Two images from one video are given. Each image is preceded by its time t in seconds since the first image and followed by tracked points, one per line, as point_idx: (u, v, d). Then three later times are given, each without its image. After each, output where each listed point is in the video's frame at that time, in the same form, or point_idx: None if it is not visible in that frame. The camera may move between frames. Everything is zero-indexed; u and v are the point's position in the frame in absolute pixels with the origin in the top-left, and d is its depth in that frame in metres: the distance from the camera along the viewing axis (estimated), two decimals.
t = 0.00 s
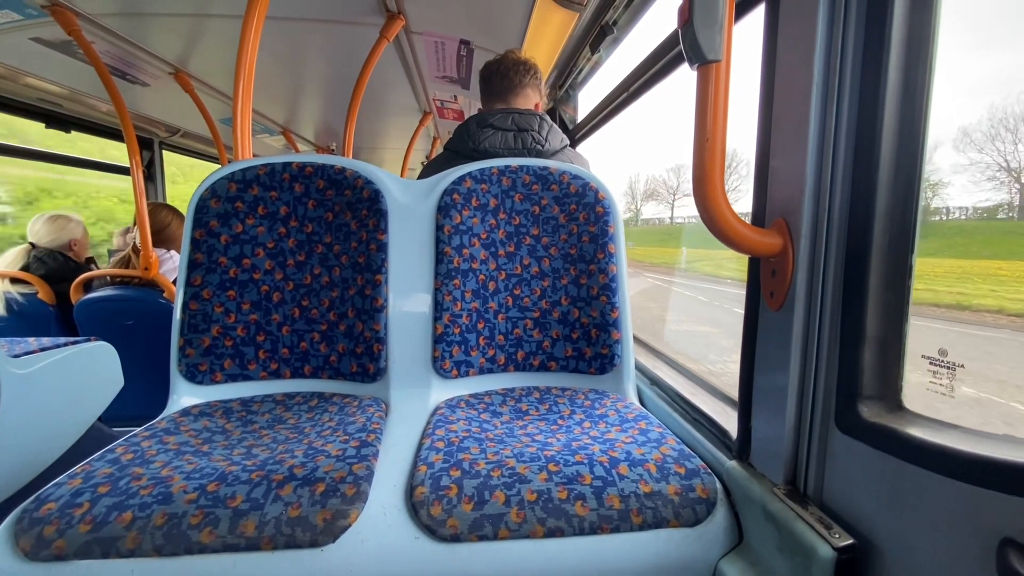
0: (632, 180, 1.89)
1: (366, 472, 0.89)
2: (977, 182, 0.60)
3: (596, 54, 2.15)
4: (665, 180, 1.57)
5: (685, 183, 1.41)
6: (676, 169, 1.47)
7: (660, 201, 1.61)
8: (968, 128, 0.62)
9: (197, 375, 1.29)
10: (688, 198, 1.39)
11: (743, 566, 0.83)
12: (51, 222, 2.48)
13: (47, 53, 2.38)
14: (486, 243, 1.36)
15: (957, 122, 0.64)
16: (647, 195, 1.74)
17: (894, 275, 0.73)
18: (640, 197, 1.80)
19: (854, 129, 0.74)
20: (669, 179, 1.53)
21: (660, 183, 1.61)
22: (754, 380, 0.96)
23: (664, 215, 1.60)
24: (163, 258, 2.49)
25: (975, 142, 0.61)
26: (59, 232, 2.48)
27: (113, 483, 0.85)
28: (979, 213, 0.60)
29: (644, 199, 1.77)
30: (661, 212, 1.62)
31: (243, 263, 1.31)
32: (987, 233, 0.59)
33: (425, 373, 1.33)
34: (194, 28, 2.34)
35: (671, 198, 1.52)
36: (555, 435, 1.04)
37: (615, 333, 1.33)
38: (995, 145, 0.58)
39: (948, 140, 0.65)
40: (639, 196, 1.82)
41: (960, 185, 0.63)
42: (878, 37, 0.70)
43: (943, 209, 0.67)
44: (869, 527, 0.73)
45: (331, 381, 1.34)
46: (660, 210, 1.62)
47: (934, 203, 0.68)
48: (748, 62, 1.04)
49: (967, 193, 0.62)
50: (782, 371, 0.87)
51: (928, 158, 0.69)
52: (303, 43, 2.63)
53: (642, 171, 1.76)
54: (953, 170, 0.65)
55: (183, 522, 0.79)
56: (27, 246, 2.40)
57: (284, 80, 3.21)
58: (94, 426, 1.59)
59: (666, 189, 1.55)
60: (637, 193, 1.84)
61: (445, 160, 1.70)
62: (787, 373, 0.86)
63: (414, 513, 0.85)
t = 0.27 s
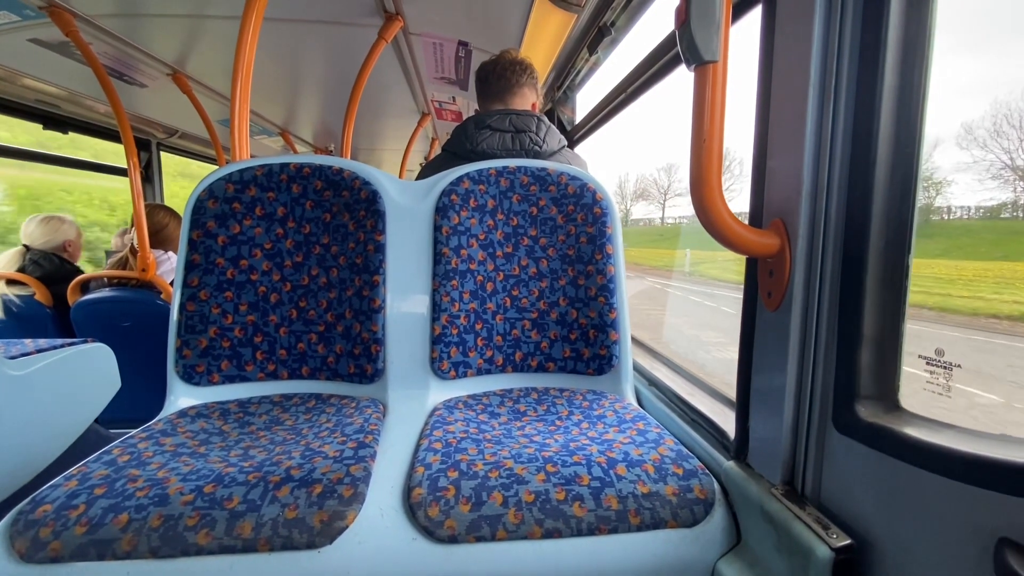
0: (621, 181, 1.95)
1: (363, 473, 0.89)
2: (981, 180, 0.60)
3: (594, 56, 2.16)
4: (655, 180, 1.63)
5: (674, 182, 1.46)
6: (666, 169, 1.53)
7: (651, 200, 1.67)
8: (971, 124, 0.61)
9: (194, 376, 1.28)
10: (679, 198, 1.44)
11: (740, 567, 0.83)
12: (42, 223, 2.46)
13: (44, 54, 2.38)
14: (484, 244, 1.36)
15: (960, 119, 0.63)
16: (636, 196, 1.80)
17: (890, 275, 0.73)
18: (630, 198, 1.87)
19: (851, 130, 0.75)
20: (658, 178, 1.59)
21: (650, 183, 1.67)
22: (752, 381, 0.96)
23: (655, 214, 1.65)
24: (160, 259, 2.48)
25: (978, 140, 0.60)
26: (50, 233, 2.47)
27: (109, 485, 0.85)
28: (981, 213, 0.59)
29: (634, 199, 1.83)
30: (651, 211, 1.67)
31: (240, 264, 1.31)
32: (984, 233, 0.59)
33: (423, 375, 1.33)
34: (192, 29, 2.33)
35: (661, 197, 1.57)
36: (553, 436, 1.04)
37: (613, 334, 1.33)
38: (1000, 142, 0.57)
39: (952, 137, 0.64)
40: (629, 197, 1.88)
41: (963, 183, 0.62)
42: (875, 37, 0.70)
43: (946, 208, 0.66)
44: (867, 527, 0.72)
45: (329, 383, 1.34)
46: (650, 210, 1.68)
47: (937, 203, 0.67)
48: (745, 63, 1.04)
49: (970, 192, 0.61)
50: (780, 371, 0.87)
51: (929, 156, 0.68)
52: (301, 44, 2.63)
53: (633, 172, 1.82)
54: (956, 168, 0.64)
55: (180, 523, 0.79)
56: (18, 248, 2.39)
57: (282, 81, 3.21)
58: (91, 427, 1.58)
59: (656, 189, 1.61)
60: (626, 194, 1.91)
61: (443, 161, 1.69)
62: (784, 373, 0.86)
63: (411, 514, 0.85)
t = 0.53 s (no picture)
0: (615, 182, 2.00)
1: (363, 475, 0.89)
2: (994, 177, 0.57)
3: (594, 58, 2.16)
4: (650, 179, 1.67)
5: (670, 181, 1.49)
6: (661, 168, 1.56)
7: (645, 200, 1.70)
8: (984, 120, 0.59)
9: (193, 378, 1.28)
10: (676, 197, 1.46)
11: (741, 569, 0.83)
12: (39, 224, 2.46)
13: (44, 56, 2.38)
14: (484, 246, 1.36)
15: (971, 115, 0.61)
16: (630, 195, 1.84)
17: (891, 277, 0.73)
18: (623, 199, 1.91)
19: (851, 132, 0.75)
20: (653, 177, 1.62)
21: (645, 183, 1.71)
22: (752, 383, 0.96)
23: (650, 215, 1.68)
24: (160, 260, 2.48)
25: (991, 136, 0.58)
26: (48, 234, 2.47)
27: (108, 487, 0.85)
28: (995, 212, 0.57)
29: (628, 199, 1.86)
30: (645, 211, 1.71)
31: (240, 265, 1.31)
32: (985, 235, 0.59)
33: (423, 377, 1.33)
34: (192, 31, 2.33)
35: (657, 195, 1.60)
36: (553, 438, 1.03)
37: (613, 336, 1.33)
38: (1015, 138, 0.55)
39: (963, 132, 0.62)
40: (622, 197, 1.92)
41: (976, 181, 0.60)
42: (875, 39, 0.70)
43: (958, 208, 0.63)
44: (868, 530, 0.72)
45: (328, 384, 1.34)
46: (645, 209, 1.71)
47: (949, 202, 0.65)
48: (745, 66, 1.04)
49: (983, 190, 0.59)
50: (780, 373, 0.87)
51: (940, 154, 0.66)
52: (301, 46, 2.63)
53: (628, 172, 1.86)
54: (968, 166, 0.62)
55: (179, 526, 0.79)
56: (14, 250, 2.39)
57: (283, 83, 3.21)
58: (91, 429, 1.58)
59: (652, 188, 1.64)
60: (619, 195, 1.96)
61: (442, 163, 1.69)
62: (784, 376, 0.86)
63: (411, 516, 0.84)
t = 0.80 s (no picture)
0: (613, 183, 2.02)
1: (359, 477, 0.88)
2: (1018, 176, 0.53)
3: (593, 60, 2.16)
4: (649, 178, 1.67)
5: (669, 180, 1.49)
6: (660, 166, 1.57)
7: (644, 199, 1.71)
8: (1004, 114, 0.55)
9: (191, 379, 1.28)
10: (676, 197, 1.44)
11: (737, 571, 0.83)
12: (40, 224, 2.45)
13: (44, 56, 2.38)
14: (483, 247, 1.36)
15: (991, 107, 0.57)
16: (627, 195, 1.85)
17: (887, 279, 0.73)
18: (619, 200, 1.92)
19: (848, 134, 0.75)
20: (653, 176, 1.63)
21: (643, 182, 1.72)
22: (749, 385, 0.96)
23: (648, 214, 1.68)
24: (160, 261, 2.48)
25: (1011, 131, 0.54)
26: (48, 234, 2.47)
27: (104, 488, 0.85)
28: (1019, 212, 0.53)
29: (625, 199, 1.87)
30: (644, 210, 1.71)
31: (238, 266, 1.31)
32: (982, 236, 0.59)
33: (421, 378, 1.33)
34: (192, 31, 2.34)
35: (655, 195, 1.60)
36: (550, 439, 1.03)
37: (611, 337, 1.33)
38: None
39: (980, 126, 0.59)
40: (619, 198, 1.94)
41: (998, 178, 0.56)
42: (872, 41, 0.70)
43: (979, 206, 0.59)
44: (863, 532, 0.72)
45: (326, 385, 1.34)
46: (644, 209, 1.71)
47: (968, 200, 0.61)
48: (744, 66, 1.04)
49: (1005, 188, 0.55)
50: (777, 375, 0.87)
51: (956, 150, 0.63)
52: (301, 47, 2.64)
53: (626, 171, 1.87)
54: (989, 162, 0.57)
55: (175, 527, 0.79)
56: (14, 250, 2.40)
57: (282, 84, 3.21)
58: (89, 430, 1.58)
59: (651, 188, 1.64)
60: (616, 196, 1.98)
61: (441, 165, 1.69)
62: (781, 377, 0.86)
63: (408, 518, 0.84)
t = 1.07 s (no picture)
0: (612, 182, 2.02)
1: (359, 477, 0.88)
2: None
3: (593, 60, 2.16)
4: (649, 177, 1.66)
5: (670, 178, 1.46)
6: (662, 165, 1.54)
7: (644, 199, 1.70)
8: None
9: (190, 379, 1.28)
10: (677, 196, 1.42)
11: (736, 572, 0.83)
12: (39, 224, 2.45)
13: (44, 56, 2.38)
14: (482, 247, 1.36)
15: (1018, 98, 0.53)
16: (626, 194, 1.86)
17: (886, 280, 0.73)
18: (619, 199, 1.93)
19: (847, 135, 0.75)
20: (653, 175, 1.61)
21: (643, 181, 1.71)
22: (748, 385, 0.96)
23: (648, 214, 1.67)
24: (160, 262, 2.48)
25: None
26: (47, 234, 2.46)
27: (103, 488, 0.85)
28: None
29: (624, 199, 1.88)
30: (645, 210, 1.70)
31: (237, 267, 1.31)
32: (982, 237, 0.59)
33: (421, 378, 1.33)
34: (191, 32, 2.34)
35: (656, 195, 1.59)
36: (549, 440, 1.03)
37: (611, 338, 1.33)
38: None
39: (1004, 120, 0.55)
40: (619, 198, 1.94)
41: None
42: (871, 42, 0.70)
43: (1007, 205, 0.55)
44: (862, 533, 0.72)
45: (326, 386, 1.34)
46: (643, 209, 1.71)
47: (994, 198, 0.57)
48: (744, 67, 1.04)
49: None
50: (776, 376, 0.87)
51: (978, 146, 0.59)
52: (301, 47, 2.64)
53: (625, 171, 1.87)
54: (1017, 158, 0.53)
55: (174, 528, 0.79)
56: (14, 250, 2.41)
57: (283, 84, 3.21)
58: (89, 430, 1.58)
59: (651, 187, 1.63)
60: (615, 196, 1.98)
61: (441, 165, 1.69)
62: (780, 378, 0.86)
63: (406, 519, 0.84)
